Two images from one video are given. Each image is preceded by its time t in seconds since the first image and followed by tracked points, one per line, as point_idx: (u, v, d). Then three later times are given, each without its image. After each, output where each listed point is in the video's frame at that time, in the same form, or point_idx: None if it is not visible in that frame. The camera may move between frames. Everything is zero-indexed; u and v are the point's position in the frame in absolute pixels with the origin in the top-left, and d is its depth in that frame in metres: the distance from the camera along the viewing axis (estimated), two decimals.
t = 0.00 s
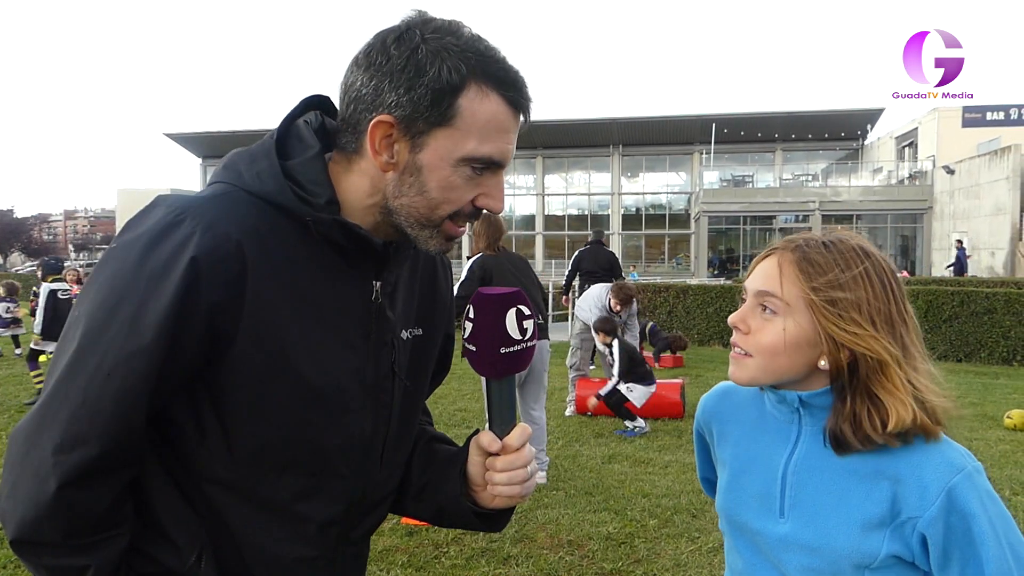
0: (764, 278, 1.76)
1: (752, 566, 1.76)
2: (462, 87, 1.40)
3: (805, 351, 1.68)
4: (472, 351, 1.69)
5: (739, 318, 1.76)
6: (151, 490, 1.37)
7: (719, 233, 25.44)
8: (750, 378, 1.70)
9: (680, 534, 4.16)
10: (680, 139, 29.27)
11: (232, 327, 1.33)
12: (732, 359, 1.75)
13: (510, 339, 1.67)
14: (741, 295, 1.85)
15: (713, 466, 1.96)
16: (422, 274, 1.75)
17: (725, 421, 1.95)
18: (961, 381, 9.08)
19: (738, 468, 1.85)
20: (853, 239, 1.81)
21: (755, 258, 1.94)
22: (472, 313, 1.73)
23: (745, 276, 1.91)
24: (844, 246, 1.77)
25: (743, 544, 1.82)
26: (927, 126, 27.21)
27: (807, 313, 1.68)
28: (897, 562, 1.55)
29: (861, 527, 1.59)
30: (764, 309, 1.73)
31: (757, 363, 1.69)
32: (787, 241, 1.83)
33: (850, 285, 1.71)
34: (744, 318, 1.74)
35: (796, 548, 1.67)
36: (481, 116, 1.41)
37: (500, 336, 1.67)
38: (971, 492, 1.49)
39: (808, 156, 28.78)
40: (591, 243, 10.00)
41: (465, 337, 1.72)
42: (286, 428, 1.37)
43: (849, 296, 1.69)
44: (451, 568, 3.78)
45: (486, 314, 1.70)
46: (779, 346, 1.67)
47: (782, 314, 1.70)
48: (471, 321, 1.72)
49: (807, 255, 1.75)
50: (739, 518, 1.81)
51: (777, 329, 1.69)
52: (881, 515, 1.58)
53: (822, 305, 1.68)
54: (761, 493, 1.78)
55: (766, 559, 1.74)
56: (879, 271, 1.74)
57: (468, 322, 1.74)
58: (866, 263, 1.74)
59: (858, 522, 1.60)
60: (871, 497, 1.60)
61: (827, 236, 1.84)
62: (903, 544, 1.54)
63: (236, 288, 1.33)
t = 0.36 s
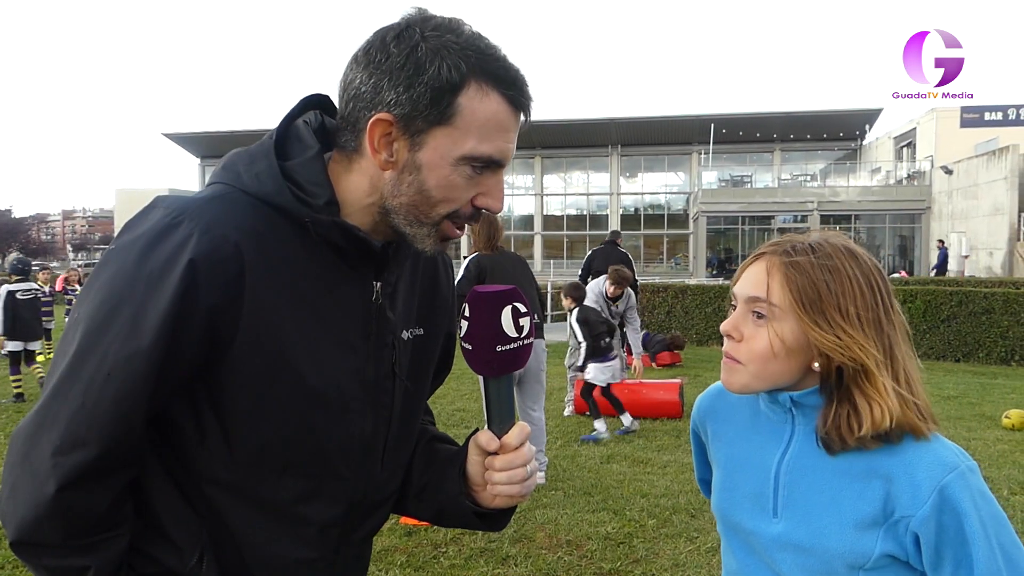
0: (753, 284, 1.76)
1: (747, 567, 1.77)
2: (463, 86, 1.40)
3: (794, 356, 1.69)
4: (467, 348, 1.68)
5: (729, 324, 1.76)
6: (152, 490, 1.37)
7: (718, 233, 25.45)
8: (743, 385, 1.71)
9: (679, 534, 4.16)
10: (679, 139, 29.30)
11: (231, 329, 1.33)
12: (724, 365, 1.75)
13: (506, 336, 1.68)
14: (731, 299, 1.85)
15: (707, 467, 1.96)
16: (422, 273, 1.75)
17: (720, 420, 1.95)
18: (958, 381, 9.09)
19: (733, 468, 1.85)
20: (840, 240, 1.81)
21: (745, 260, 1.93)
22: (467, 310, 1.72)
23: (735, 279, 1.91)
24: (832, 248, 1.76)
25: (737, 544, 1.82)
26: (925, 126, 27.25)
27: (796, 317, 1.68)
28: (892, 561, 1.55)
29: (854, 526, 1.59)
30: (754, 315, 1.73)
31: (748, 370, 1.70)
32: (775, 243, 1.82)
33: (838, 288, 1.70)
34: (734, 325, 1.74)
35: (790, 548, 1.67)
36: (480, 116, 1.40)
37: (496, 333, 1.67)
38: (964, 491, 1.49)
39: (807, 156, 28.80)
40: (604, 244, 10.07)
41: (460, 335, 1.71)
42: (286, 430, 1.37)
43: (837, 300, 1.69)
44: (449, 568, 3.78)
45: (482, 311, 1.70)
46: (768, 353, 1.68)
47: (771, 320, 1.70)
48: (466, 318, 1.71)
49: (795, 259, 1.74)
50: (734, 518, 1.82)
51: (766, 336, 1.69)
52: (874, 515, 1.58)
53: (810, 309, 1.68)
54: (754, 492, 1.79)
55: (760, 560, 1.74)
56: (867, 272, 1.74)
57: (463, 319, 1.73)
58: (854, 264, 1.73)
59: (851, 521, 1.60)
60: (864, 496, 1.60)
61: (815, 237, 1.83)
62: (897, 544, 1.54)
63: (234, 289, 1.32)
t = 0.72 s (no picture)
0: (751, 286, 1.74)
1: (744, 567, 1.76)
2: (457, 88, 1.38)
3: (796, 358, 1.67)
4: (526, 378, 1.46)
5: (729, 329, 1.74)
6: (135, 488, 1.35)
7: (715, 233, 25.45)
8: (744, 386, 1.69)
9: (677, 534, 4.15)
10: (677, 139, 29.30)
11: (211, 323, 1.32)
12: (726, 367, 1.74)
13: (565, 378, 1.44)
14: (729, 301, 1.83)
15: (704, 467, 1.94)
16: (418, 276, 1.71)
17: (719, 423, 1.91)
18: (956, 382, 9.07)
19: (733, 470, 1.83)
20: (838, 238, 1.79)
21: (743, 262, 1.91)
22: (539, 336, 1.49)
23: (734, 281, 1.89)
24: (829, 247, 1.75)
25: (736, 545, 1.80)
26: (922, 126, 27.27)
27: (797, 319, 1.67)
28: (890, 564, 1.53)
29: (852, 528, 1.58)
30: (754, 317, 1.71)
31: (751, 373, 1.68)
32: (771, 244, 1.80)
33: (837, 287, 1.69)
34: (735, 329, 1.72)
35: (789, 550, 1.65)
36: (473, 119, 1.38)
37: (557, 372, 1.44)
38: (964, 493, 1.47)
39: (805, 156, 28.79)
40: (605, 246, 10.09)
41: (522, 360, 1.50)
42: (265, 431, 1.35)
43: (836, 299, 1.68)
44: (447, 568, 3.76)
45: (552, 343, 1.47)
46: (770, 356, 1.66)
47: (771, 322, 1.68)
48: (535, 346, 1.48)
49: (794, 259, 1.73)
50: (732, 519, 1.80)
51: (768, 338, 1.68)
52: (871, 517, 1.57)
53: (811, 309, 1.67)
54: (753, 494, 1.77)
55: (758, 562, 1.72)
56: (866, 270, 1.72)
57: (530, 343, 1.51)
58: (852, 263, 1.72)
59: (849, 524, 1.59)
60: (863, 498, 1.58)
61: (812, 235, 1.82)
62: (895, 546, 1.53)
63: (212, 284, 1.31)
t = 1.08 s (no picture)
0: (749, 288, 1.66)
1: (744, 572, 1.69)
2: (387, 63, 1.35)
3: (802, 360, 1.59)
4: (633, 473, 1.53)
5: (731, 334, 1.65)
6: (88, 492, 1.32)
7: (713, 233, 25.37)
8: (755, 395, 1.60)
9: (674, 534, 4.07)
10: (674, 139, 29.25)
11: (146, 313, 1.30)
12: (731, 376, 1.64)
13: (664, 496, 1.57)
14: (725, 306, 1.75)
15: (703, 467, 1.85)
16: (376, 261, 1.68)
17: (721, 421, 1.81)
18: (953, 381, 9.01)
19: (732, 471, 1.73)
20: (831, 234, 1.72)
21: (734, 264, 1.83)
22: (667, 444, 1.58)
23: (728, 285, 1.80)
24: (823, 243, 1.68)
25: (735, 547, 1.73)
26: (919, 126, 27.26)
27: (801, 319, 1.58)
28: (892, 569, 1.46)
29: (855, 532, 1.50)
30: (756, 321, 1.62)
31: (757, 379, 1.59)
32: (764, 245, 1.73)
33: (838, 285, 1.61)
34: (737, 334, 1.63)
35: (789, 554, 1.58)
36: (407, 94, 1.36)
37: (664, 490, 1.56)
38: (968, 499, 1.40)
39: (801, 157, 28.74)
40: (602, 249, 10.05)
41: (638, 451, 1.56)
42: (208, 426, 1.33)
43: (838, 297, 1.60)
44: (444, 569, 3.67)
45: (674, 460, 1.57)
46: (775, 359, 1.58)
47: (774, 325, 1.60)
48: (662, 449, 1.57)
49: (791, 258, 1.65)
50: (732, 521, 1.72)
51: (772, 342, 1.59)
52: (874, 522, 1.48)
53: (815, 308, 1.59)
54: (753, 497, 1.70)
55: (757, 566, 1.65)
56: (864, 265, 1.65)
57: (655, 442, 1.58)
58: (850, 258, 1.65)
59: (851, 529, 1.51)
60: (866, 502, 1.50)
61: (803, 233, 1.75)
62: (898, 552, 1.45)
63: (144, 273, 1.30)
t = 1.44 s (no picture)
0: (748, 288, 1.63)
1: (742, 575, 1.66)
2: (356, 56, 1.33)
3: (806, 360, 1.56)
4: (629, 470, 1.50)
5: (731, 336, 1.62)
6: (73, 495, 1.29)
7: (711, 233, 25.34)
8: (758, 398, 1.57)
9: (673, 534, 4.05)
10: (672, 139, 29.25)
11: (123, 312, 1.27)
12: (734, 379, 1.61)
13: (660, 493, 1.55)
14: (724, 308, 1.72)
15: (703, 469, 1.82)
16: (362, 256, 1.65)
17: (722, 424, 1.78)
18: (952, 381, 9.00)
19: (732, 473, 1.71)
20: (828, 233, 1.70)
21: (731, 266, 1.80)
22: (665, 442, 1.55)
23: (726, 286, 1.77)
24: (820, 241, 1.66)
25: (734, 550, 1.70)
26: (917, 126, 27.29)
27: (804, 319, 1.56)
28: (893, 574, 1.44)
29: (856, 537, 1.48)
30: (757, 323, 1.60)
31: (761, 381, 1.56)
32: (762, 245, 1.70)
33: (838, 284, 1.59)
34: (737, 336, 1.60)
35: (788, 558, 1.56)
36: (379, 87, 1.34)
37: (660, 487, 1.53)
38: (970, 504, 1.37)
39: (800, 156, 28.74)
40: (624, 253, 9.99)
41: (635, 448, 1.53)
42: (192, 426, 1.31)
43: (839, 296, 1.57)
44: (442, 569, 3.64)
45: (671, 457, 1.54)
46: (778, 360, 1.55)
47: (776, 325, 1.57)
48: (659, 447, 1.53)
49: (790, 257, 1.62)
50: (732, 524, 1.70)
51: (775, 342, 1.56)
52: (875, 526, 1.46)
53: (817, 308, 1.56)
54: (752, 500, 1.67)
55: (755, 569, 1.62)
56: (863, 262, 1.63)
57: (652, 439, 1.55)
58: (849, 256, 1.62)
59: (853, 533, 1.48)
60: (868, 507, 1.48)
61: (800, 232, 1.72)
62: (900, 557, 1.43)
63: (118, 274, 1.26)
